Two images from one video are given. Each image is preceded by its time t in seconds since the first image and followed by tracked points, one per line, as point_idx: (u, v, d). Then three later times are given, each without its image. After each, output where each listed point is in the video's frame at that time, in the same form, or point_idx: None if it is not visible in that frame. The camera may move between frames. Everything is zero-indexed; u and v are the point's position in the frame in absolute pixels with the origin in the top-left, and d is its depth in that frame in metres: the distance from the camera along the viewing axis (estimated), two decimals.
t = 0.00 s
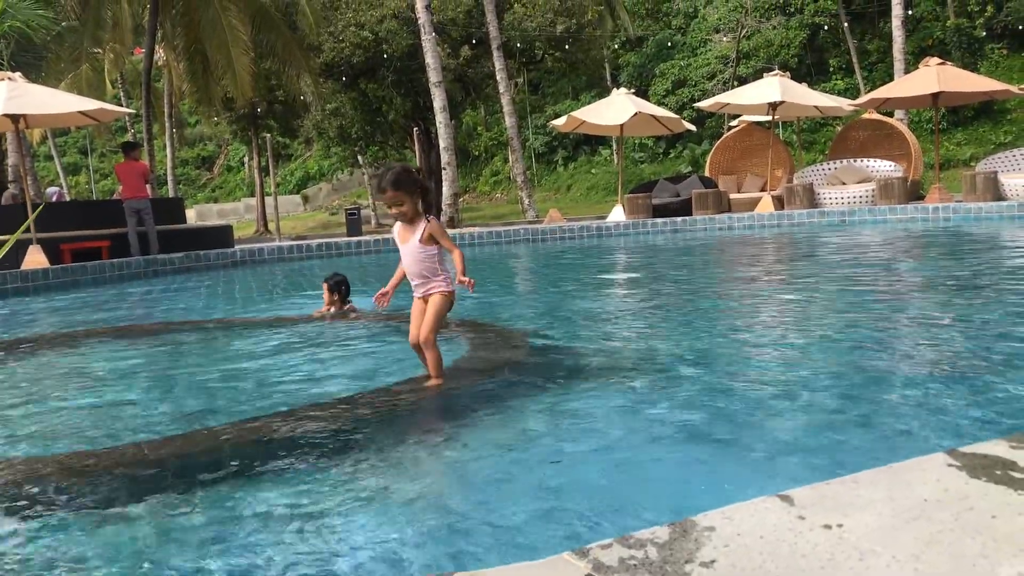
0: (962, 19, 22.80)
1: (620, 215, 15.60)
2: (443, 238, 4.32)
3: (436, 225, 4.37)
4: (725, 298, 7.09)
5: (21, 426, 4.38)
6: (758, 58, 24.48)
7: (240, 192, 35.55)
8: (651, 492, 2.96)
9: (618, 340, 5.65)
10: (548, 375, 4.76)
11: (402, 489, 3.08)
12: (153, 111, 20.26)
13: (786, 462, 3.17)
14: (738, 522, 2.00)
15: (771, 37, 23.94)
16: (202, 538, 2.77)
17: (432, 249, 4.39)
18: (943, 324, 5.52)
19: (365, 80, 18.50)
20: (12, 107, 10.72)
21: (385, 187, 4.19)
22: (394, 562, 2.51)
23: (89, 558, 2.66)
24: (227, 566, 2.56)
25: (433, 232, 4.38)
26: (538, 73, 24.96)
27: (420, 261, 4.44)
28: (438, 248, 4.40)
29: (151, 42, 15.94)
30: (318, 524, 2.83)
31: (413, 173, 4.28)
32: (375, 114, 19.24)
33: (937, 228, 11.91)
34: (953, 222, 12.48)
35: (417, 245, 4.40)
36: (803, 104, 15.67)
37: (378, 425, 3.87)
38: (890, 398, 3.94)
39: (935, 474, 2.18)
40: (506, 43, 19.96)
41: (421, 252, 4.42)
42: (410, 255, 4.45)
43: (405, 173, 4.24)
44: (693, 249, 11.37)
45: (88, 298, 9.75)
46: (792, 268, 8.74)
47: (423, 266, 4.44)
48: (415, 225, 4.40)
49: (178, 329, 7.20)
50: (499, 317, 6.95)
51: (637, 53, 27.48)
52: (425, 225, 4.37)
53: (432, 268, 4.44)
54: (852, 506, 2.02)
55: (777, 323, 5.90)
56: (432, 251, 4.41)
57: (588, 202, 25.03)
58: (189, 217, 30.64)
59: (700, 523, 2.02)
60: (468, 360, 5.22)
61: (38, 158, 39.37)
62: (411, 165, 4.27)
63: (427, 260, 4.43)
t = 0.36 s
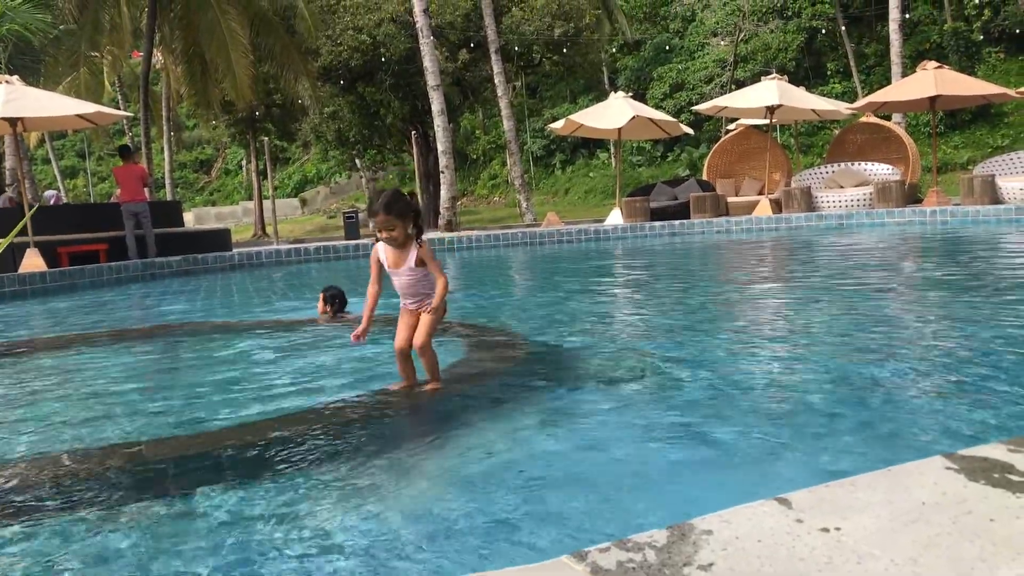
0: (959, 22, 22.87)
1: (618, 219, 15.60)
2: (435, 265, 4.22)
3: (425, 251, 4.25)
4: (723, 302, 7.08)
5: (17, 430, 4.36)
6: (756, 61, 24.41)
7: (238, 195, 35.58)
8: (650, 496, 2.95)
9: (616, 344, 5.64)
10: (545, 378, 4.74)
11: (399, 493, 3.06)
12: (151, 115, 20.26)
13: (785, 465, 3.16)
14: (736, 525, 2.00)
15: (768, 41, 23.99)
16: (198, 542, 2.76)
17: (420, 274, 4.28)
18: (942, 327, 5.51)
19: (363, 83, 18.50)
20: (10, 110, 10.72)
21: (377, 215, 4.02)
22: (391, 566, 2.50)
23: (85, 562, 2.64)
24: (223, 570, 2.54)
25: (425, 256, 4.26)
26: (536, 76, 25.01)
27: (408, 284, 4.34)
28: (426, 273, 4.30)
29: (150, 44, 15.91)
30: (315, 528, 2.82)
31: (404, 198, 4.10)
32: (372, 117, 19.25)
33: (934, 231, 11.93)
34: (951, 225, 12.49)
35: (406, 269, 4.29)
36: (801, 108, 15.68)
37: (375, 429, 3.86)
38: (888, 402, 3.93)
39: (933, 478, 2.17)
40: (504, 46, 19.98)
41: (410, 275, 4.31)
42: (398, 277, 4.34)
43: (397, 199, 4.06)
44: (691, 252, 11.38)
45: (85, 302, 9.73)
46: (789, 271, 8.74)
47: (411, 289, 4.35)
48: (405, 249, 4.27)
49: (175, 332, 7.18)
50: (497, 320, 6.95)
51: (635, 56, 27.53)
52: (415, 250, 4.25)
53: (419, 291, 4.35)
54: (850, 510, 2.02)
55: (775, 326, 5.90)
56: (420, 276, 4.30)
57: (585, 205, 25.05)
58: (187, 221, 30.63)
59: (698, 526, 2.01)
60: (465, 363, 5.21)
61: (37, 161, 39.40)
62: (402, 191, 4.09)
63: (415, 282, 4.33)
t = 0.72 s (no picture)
0: (959, 24, 22.91)
1: (618, 220, 15.61)
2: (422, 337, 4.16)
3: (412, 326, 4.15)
4: (723, 303, 7.09)
5: (16, 431, 4.35)
6: (756, 63, 24.49)
7: (238, 197, 35.63)
8: (651, 497, 2.95)
9: (616, 345, 5.65)
10: (545, 380, 4.74)
11: (400, 495, 3.06)
12: (151, 117, 20.26)
13: (785, 467, 3.16)
14: (736, 526, 2.00)
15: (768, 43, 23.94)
16: (200, 543, 2.76)
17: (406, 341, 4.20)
18: (940, 328, 5.52)
19: (363, 85, 18.50)
20: (9, 111, 10.71)
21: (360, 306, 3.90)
22: (393, 567, 2.49)
23: (84, 564, 2.64)
24: (223, 570, 2.54)
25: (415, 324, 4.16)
26: (536, 78, 25.05)
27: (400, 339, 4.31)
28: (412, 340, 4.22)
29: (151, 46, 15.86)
30: (317, 530, 2.81)
31: (387, 284, 3.88)
32: (372, 119, 19.25)
33: (933, 233, 11.93)
34: (951, 226, 12.49)
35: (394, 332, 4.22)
36: (801, 109, 15.67)
37: (374, 430, 3.86)
38: (888, 403, 3.93)
39: (934, 479, 2.17)
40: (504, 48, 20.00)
41: (403, 332, 4.26)
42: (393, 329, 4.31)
43: (379, 291, 3.85)
44: (691, 253, 11.37)
45: (85, 304, 9.72)
46: (790, 273, 8.74)
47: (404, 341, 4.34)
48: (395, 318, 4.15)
49: (174, 334, 7.17)
50: (497, 322, 6.95)
51: (634, 58, 27.56)
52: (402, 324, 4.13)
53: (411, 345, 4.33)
54: (850, 511, 2.02)
55: (775, 327, 5.89)
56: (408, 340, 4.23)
57: (585, 207, 25.09)
58: (187, 222, 30.65)
59: (698, 528, 2.01)
60: (465, 365, 5.21)
61: (37, 163, 39.45)
62: (384, 277, 3.86)
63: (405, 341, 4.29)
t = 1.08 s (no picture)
0: (959, 25, 22.94)
1: (619, 221, 15.59)
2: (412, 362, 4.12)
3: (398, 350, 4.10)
4: (723, 304, 7.09)
5: (17, 433, 4.35)
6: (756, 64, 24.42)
7: (240, 199, 35.63)
8: (653, 499, 2.95)
9: (617, 346, 5.64)
10: (547, 381, 4.74)
11: (401, 496, 3.06)
12: (152, 117, 20.27)
13: (787, 468, 3.15)
14: (738, 528, 2.00)
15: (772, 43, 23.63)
16: (202, 544, 2.76)
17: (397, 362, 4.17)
18: (942, 329, 5.52)
19: (364, 87, 18.51)
20: (11, 113, 10.74)
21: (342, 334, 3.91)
22: (395, 568, 2.50)
23: (88, 564, 2.65)
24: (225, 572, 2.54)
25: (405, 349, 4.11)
26: (536, 79, 25.05)
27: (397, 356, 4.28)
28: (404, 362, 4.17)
29: (152, 48, 15.78)
30: (319, 532, 2.81)
31: (369, 313, 3.86)
32: (373, 120, 19.21)
33: (935, 233, 11.92)
34: (953, 227, 12.48)
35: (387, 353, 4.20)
36: (802, 110, 15.65)
37: (376, 432, 3.86)
38: (889, 404, 3.92)
39: (935, 480, 2.17)
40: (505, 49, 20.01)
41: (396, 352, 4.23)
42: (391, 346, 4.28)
43: (360, 323, 3.84)
44: (692, 254, 11.38)
45: (86, 305, 9.73)
46: (791, 273, 8.73)
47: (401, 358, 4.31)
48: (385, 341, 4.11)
49: (175, 335, 7.17)
50: (498, 323, 6.94)
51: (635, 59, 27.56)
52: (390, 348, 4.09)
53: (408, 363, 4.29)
54: (852, 513, 2.01)
55: (776, 328, 5.89)
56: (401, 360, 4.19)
57: (586, 208, 25.10)
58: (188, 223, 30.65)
59: (700, 529, 2.01)
60: (466, 366, 5.21)
61: (38, 164, 39.48)
62: (364, 309, 3.85)
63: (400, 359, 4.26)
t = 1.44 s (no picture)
0: (962, 26, 22.98)
1: (621, 222, 15.58)
2: (404, 365, 4.07)
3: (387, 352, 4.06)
4: (725, 305, 7.08)
5: (19, 434, 4.35)
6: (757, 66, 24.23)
7: (241, 200, 35.64)
8: (655, 500, 2.94)
9: (619, 347, 5.63)
10: (549, 382, 4.73)
11: (403, 497, 3.06)
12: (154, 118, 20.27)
13: (790, 469, 3.15)
14: (741, 529, 1.99)
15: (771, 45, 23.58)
16: (203, 546, 2.76)
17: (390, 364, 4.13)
18: (944, 330, 5.51)
19: (365, 88, 18.52)
20: (13, 114, 10.76)
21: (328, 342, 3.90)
22: (395, 570, 2.49)
23: (88, 566, 2.65)
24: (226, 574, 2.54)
25: (395, 352, 4.07)
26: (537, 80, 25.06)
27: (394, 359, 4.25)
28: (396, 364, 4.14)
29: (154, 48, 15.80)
30: (319, 534, 2.80)
31: (352, 320, 3.85)
32: (375, 121, 19.23)
33: (937, 235, 11.92)
34: (954, 228, 12.47)
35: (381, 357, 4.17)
36: (804, 111, 15.63)
37: (378, 433, 3.85)
38: (891, 405, 3.92)
39: (936, 481, 2.17)
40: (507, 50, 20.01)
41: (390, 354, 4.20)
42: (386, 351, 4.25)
43: (345, 329, 3.83)
44: (694, 255, 11.37)
45: (87, 305, 9.74)
46: (793, 274, 8.72)
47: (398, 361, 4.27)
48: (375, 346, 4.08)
49: (176, 336, 7.17)
50: (500, 324, 6.94)
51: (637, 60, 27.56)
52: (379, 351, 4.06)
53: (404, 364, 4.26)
54: (855, 514, 2.01)
55: (777, 329, 5.88)
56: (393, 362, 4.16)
57: (587, 209, 25.09)
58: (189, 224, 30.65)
59: (702, 530, 2.01)
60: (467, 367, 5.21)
61: (39, 165, 39.54)
62: (346, 314, 3.84)
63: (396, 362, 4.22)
